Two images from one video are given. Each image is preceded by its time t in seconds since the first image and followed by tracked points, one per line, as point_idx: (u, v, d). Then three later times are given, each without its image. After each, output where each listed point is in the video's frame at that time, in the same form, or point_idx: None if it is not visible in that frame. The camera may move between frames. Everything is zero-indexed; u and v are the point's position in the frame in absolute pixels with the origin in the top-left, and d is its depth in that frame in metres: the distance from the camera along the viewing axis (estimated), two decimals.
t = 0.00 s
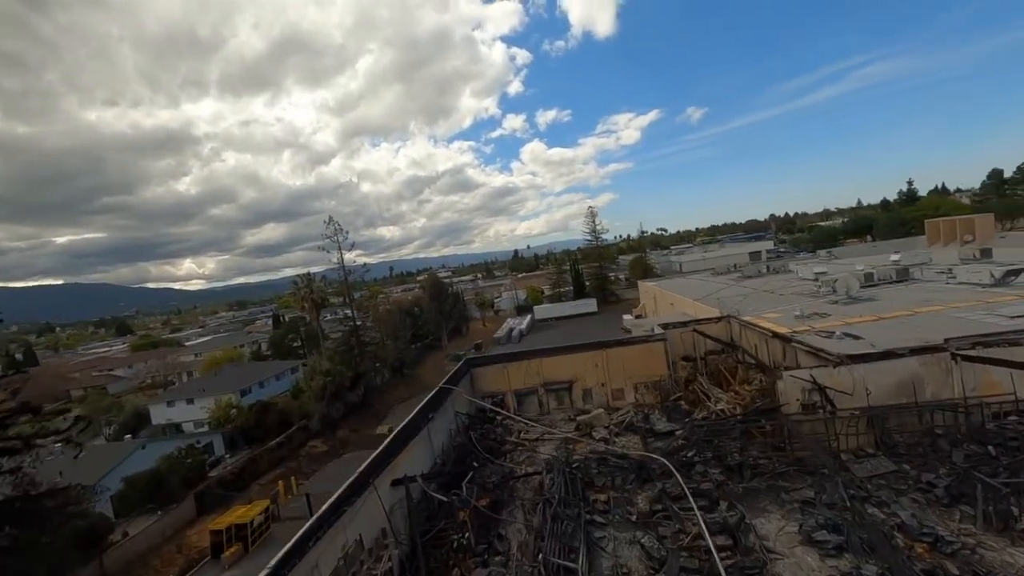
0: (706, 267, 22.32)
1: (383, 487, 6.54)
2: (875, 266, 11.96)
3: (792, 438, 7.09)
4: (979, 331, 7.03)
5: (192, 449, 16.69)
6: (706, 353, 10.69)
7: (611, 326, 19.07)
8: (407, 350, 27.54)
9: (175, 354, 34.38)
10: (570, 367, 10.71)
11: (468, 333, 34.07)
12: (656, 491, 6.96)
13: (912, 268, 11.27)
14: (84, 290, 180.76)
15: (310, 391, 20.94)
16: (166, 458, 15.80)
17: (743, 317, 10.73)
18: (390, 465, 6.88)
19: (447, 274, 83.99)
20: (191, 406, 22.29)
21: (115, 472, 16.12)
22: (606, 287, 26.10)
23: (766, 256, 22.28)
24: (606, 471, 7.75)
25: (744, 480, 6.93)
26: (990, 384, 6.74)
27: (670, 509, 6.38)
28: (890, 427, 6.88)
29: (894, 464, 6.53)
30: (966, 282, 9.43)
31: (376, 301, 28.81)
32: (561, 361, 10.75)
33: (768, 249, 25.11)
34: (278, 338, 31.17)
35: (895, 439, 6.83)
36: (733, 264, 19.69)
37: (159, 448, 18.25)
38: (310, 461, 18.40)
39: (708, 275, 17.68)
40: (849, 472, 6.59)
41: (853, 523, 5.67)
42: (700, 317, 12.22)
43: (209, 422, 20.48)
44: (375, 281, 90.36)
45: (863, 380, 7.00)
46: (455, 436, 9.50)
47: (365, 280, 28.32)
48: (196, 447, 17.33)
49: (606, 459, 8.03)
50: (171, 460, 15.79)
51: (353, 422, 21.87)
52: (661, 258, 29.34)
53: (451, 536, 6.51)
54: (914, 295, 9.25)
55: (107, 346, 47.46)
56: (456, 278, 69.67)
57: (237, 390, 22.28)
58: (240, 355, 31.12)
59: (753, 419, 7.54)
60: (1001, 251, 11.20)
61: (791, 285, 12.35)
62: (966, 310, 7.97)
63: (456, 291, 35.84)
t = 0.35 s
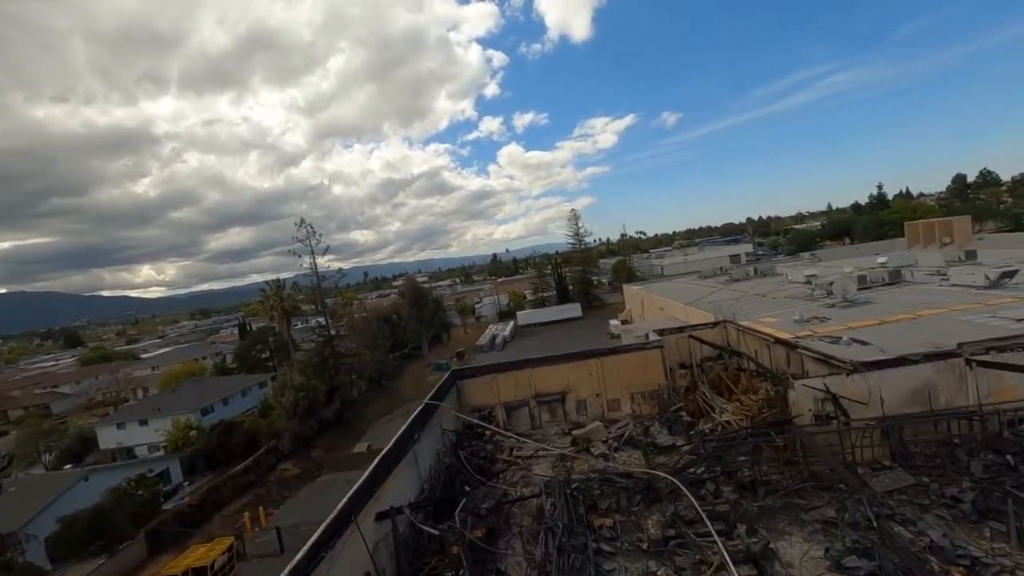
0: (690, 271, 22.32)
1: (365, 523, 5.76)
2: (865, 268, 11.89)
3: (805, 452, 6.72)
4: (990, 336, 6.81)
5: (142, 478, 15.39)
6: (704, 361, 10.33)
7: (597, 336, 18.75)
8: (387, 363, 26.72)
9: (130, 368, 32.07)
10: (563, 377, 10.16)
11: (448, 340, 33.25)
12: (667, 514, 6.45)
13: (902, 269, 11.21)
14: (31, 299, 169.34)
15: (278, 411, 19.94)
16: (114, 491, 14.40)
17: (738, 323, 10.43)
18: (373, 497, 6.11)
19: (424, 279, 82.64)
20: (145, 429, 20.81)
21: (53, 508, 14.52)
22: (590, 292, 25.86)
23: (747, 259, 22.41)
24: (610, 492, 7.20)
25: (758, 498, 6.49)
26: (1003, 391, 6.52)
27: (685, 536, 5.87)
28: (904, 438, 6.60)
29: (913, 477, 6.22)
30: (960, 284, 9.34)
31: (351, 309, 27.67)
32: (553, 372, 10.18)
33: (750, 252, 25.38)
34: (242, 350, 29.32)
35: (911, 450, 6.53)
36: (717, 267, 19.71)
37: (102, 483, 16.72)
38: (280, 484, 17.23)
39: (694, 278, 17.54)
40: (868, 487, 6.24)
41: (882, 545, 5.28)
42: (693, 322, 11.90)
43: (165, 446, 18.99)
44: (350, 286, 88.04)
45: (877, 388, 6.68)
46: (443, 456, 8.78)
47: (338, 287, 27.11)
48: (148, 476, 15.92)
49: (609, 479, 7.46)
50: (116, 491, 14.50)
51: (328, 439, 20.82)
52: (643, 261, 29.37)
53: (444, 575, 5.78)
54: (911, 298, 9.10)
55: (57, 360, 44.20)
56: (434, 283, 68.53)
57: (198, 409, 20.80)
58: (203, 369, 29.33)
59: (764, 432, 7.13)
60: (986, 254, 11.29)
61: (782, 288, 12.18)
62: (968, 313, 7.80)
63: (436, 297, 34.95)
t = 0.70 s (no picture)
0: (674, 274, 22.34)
1: (348, 563, 5.09)
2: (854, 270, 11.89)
3: (818, 465, 6.41)
4: (997, 341, 6.66)
5: (89, 512, 14.12)
6: (700, 368, 10.03)
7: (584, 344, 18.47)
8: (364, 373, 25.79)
9: (83, 383, 29.93)
10: (557, 387, 9.65)
11: (430, 348, 32.49)
12: (677, 538, 6.01)
13: (892, 271, 11.21)
14: None
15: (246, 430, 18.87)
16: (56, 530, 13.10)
17: (735, 328, 10.17)
18: (356, 532, 5.43)
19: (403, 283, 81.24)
20: (94, 454, 19.24)
21: None
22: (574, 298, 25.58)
23: (730, 262, 22.53)
24: (614, 513, 6.71)
25: (772, 517, 6.12)
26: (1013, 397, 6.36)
27: (700, 562, 5.43)
28: (916, 448, 6.36)
29: (929, 490, 5.96)
30: (953, 286, 9.34)
31: (326, 317, 26.59)
32: (547, 382, 9.67)
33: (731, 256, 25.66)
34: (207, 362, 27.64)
35: (924, 460, 6.29)
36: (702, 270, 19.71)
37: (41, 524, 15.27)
38: (249, 510, 16.15)
39: (681, 281, 17.42)
40: (885, 501, 5.95)
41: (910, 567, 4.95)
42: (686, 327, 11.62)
43: (116, 473, 17.56)
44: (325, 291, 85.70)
45: (889, 396, 6.43)
46: (431, 478, 8.13)
47: (311, 293, 25.94)
48: (97, 510, 14.64)
49: (612, 499, 6.98)
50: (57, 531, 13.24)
51: (303, 461, 19.83)
52: (626, 264, 29.37)
53: None
54: (908, 301, 9.00)
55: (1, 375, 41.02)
56: (413, 288, 67.32)
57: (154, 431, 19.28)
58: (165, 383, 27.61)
59: (773, 445, 6.80)
60: (970, 257, 11.41)
61: (774, 291, 12.05)
62: (969, 316, 7.71)
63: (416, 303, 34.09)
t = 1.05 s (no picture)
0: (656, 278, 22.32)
1: None
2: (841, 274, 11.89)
3: (831, 481, 6.08)
4: (1002, 347, 6.53)
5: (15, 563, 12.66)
6: (694, 376, 9.70)
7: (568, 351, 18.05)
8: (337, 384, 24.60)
9: (23, 403, 27.46)
10: (549, 400, 9.10)
11: (407, 356, 31.54)
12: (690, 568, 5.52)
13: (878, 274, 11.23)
14: None
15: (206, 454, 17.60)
16: None
17: (729, 335, 9.91)
18: None
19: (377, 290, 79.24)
20: (31, 487, 17.47)
21: None
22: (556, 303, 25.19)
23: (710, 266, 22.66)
24: (619, 539, 6.17)
25: (787, 538, 5.71)
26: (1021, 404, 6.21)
27: None
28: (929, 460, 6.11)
29: (946, 505, 5.69)
30: (942, 290, 9.34)
31: (296, 327, 25.27)
32: (538, 395, 9.10)
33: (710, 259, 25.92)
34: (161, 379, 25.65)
35: (937, 473, 6.05)
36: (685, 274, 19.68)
37: None
38: (208, 545, 14.81)
39: (666, 285, 17.26)
40: (903, 517, 5.64)
41: None
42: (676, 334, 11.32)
43: (53, 509, 15.91)
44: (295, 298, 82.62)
45: (901, 405, 6.18)
46: (415, 506, 7.39)
47: (277, 302, 24.56)
48: (24, 558, 13.10)
49: (616, 524, 6.46)
50: None
51: (269, 485, 18.42)
52: (607, 268, 29.30)
53: None
54: (901, 306, 8.93)
55: None
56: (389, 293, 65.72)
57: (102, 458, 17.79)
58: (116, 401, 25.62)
59: (783, 461, 6.42)
60: (950, 260, 11.58)
61: (762, 296, 11.92)
62: (967, 320, 7.62)
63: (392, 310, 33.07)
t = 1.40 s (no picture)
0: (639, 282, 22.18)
1: None
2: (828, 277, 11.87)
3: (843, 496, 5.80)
4: (1005, 354, 6.42)
5: None
6: (689, 385, 9.39)
7: (553, 359, 17.68)
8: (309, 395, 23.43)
9: None
10: (541, 413, 8.59)
11: (384, 365, 30.55)
12: None
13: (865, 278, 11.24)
14: None
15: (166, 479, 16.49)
16: None
17: (723, 342, 9.65)
18: None
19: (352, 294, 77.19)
20: None
21: None
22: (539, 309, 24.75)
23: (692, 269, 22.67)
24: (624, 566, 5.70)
25: (801, 561, 5.37)
26: None
27: None
28: (938, 471, 5.91)
29: (960, 519, 5.48)
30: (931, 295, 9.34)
31: (264, 336, 23.95)
32: (530, 408, 8.59)
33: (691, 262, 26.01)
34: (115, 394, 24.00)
35: (947, 485, 5.84)
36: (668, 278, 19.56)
37: None
38: None
39: (651, 289, 17.05)
40: (919, 534, 5.39)
41: None
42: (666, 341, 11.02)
43: None
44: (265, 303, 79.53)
45: (911, 415, 5.97)
46: (398, 534, 6.74)
47: (242, 309, 23.19)
48: None
49: (619, 549, 5.99)
50: None
51: (236, 512, 17.33)
52: (589, 272, 29.07)
53: None
54: (894, 310, 8.86)
55: None
56: (365, 298, 63.95)
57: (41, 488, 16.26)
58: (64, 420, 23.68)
59: (792, 477, 6.11)
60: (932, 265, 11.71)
61: (752, 300, 11.77)
62: (963, 326, 7.55)
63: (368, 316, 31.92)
